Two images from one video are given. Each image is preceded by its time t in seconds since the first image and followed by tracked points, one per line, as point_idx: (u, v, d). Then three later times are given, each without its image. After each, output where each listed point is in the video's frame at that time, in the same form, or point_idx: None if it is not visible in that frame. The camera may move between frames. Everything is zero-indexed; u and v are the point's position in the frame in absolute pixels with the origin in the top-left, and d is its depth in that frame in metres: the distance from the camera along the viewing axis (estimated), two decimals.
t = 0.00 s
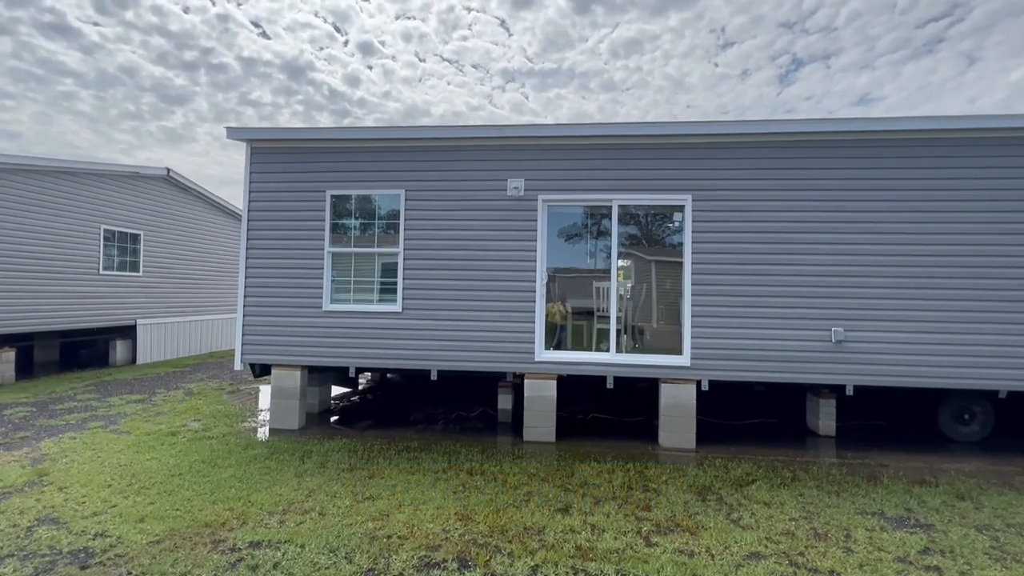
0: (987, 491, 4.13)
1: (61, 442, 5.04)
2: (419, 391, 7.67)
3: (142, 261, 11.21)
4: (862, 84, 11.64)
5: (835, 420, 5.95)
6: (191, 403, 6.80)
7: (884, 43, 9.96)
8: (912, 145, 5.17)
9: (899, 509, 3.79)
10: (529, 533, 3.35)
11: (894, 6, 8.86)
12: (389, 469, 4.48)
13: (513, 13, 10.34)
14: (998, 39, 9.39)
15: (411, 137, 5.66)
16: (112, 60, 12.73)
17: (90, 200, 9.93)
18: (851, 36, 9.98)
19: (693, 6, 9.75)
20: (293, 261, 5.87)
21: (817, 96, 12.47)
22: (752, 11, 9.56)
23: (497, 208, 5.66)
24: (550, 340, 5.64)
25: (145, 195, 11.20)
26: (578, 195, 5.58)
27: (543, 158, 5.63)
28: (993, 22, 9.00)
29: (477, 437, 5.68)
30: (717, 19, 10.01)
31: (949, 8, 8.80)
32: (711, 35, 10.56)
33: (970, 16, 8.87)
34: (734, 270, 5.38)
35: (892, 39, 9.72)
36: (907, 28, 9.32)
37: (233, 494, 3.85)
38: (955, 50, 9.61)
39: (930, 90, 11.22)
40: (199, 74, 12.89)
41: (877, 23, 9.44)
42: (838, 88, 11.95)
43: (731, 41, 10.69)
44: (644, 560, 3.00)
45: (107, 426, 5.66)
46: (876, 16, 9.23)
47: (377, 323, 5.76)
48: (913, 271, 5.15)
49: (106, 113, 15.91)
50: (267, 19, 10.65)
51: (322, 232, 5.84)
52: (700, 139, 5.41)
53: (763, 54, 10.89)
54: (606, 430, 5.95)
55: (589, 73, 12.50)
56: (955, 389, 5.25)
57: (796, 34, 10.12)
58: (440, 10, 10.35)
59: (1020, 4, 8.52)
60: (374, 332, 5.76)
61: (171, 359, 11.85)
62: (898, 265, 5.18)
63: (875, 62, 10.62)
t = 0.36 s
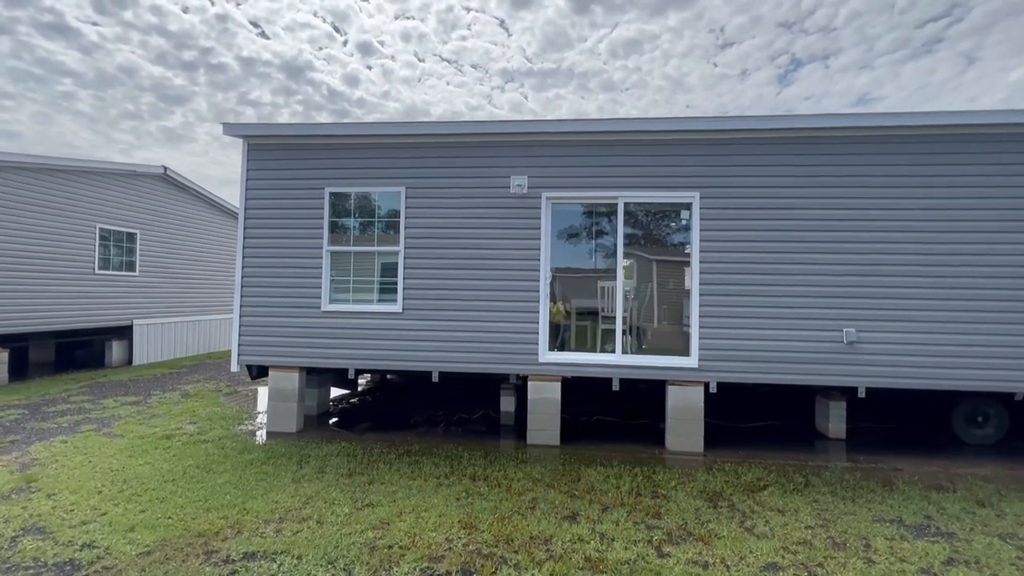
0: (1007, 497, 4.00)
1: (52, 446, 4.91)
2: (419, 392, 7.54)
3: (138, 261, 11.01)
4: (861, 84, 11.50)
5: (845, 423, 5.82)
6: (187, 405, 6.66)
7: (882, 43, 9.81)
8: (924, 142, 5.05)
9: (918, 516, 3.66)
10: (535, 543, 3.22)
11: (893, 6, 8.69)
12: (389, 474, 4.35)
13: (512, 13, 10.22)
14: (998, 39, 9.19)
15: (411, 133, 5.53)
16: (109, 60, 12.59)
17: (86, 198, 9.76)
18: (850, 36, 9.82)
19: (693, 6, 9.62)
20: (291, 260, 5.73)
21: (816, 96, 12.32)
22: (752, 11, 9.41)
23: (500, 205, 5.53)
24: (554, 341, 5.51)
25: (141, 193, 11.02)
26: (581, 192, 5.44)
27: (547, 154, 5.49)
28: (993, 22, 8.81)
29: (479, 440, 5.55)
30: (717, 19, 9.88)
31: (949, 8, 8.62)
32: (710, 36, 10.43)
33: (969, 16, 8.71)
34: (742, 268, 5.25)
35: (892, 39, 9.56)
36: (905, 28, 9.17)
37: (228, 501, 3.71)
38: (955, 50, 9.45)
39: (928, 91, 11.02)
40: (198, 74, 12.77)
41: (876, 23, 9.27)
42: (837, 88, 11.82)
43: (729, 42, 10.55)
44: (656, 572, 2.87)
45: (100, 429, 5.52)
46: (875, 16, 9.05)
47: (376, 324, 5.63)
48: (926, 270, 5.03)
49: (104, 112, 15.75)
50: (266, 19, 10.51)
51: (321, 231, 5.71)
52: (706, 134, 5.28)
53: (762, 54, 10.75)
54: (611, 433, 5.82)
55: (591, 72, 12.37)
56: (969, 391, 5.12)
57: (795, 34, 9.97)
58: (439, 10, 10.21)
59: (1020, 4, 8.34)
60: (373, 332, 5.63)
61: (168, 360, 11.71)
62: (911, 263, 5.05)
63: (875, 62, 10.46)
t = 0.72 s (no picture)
0: (1016, 501, 3.93)
1: (43, 448, 4.82)
2: (418, 393, 7.46)
3: (134, 259, 10.91)
4: (859, 84, 11.45)
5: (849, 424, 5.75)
6: (182, 406, 6.57)
7: (881, 43, 9.76)
8: (928, 140, 4.98)
9: (926, 520, 3.59)
10: (536, 548, 3.14)
11: (890, 7, 8.64)
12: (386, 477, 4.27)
13: (511, 12, 10.16)
14: (996, 39, 9.14)
15: (409, 130, 5.45)
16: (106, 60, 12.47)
17: (81, 197, 9.64)
18: (848, 36, 9.77)
19: (692, 6, 9.56)
20: (287, 259, 5.65)
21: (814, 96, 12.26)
22: (751, 10, 9.35)
23: (499, 204, 5.45)
24: (554, 341, 5.44)
25: (138, 191, 10.91)
26: (582, 190, 5.37)
27: (547, 152, 5.42)
28: (990, 22, 8.77)
29: (479, 442, 5.47)
30: (715, 19, 9.82)
31: (946, 9, 8.58)
32: (708, 36, 10.37)
33: (967, 16, 8.65)
34: (745, 268, 5.18)
35: (890, 39, 9.51)
36: (903, 28, 9.11)
37: (222, 506, 3.63)
38: (952, 50, 9.39)
39: (924, 91, 10.98)
40: (196, 74, 12.70)
41: (874, 23, 9.22)
42: (836, 88, 11.76)
43: (727, 42, 10.48)
44: None
45: (93, 431, 5.42)
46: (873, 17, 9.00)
47: (374, 324, 5.55)
48: (932, 269, 4.96)
49: (100, 111, 15.64)
50: (264, 19, 10.41)
51: (318, 229, 5.63)
52: (708, 133, 5.21)
53: (760, 54, 10.69)
54: (612, 435, 5.74)
55: (590, 72, 12.31)
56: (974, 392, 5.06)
57: (793, 35, 9.92)
58: (438, 10, 10.13)
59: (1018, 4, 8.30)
60: (371, 333, 5.55)
61: (165, 360, 11.62)
62: (916, 263, 4.98)
63: (873, 62, 10.41)
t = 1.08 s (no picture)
0: (1012, 501, 3.92)
1: (37, 449, 4.79)
2: (414, 393, 7.44)
3: (131, 259, 10.87)
4: (857, 83, 11.45)
5: (846, 424, 5.75)
6: (178, 406, 6.54)
7: (879, 43, 9.76)
8: (925, 139, 4.98)
9: (923, 520, 3.58)
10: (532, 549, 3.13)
11: (888, 7, 8.63)
12: (381, 477, 4.26)
13: (509, 13, 10.17)
14: (994, 40, 9.14)
15: (405, 129, 5.43)
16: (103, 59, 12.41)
17: (76, 196, 9.58)
18: (846, 36, 9.76)
19: (690, 6, 9.55)
20: (283, 258, 5.63)
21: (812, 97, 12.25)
22: (749, 12, 9.31)
23: (496, 203, 5.44)
24: (551, 340, 5.43)
25: (135, 191, 10.87)
26: (579, 190, 5.36)
27: (544, 151, 5.41)
28: (988, 22, 8.77)
29: (475, 442, 5.45)
30: (713, 19, 9.80)
31: (943, 9, 8.57)
32: (707, 36, 10.37)
33: (964, 17, 8.66)
34: (742, 267, 5.17)
35: (887, 39, 9.51)
36: (901, 29, 9.11)
37: (216, 506, 3.61)
38: (950, 50, 9.38)
39: (923, 91, 10.96)
40: (194, 74, 12.68)
41: (872, 24, 9.22)
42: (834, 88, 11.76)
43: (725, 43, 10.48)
44: None
45: (87, 432, 5.39)
46: (871, 17, 9.00)
47: (370, 324, 5.53)
48: (928, 268, 4.96)
49: (97, 111, 15.60)
50: (262, 19, 10.37)
51: (314, 228, 5.60)
52: (705, 132, 5.20)
53: (758, 55, 10.68)
54: (608, 435, 5.72)
55: (588, 72, 12.31)
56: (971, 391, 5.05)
57: (791, 36, 9.91)
58: (436, 10, 10.11)
59: (1015, 4, 8.29)
60: (367, 332, 5.53)
61: (161, 360, 11.58)
62: (913, 262, 4.98)
63: (871, 62, 10.42)
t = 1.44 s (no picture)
0: (1010, 500, 3.91)
1: (30, 449, 4.76)
2: (411, 393, 7.43)
3: (128, 259, 10.83)
4: (855, 84, 11.44)
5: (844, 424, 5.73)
6: (173, 407, 6.51)
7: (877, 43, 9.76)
8: (923, 138, 4.97)
9: (920, 520, 3.57)
10: (527, 549, 3.11)
11: (886, 7, 8.62)
12: (377, 477, 4.24)
13: (508, 13, 10.15)
14: (991, 40, 9.13)
15: (402, 128, 5.41)
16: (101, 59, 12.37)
17: (73, 196, 9.54)
18: (844, 37, 9.76)
19: (688, 6, 9.53)
20: (279, 258, 5.60)
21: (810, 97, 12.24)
22: (748, 12, 9.29)
23: (493, 202, 5.42)
24: (548, 340, 5.41)
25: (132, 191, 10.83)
26: (576, 189, 5.34)
27: (541, 150, 5.39)
28: (986, 23, 8.76)
29: (473, 442, 5.43)
30: (712, 19, 9.79)
31: (941, 10, 8.56)
32: (705, 37, 10.36)
33: (962, 18, 8.64)
34: (739, 266, 5.16)
35: (885, 39, 9.50)
36: (899, 29, 9.11)
37: (209, 507, 3.59)
38: (948, 51, 9.37)
39: (921, 92, 10.95)
40: (193, 74, 12.66)
41: (870, 24, 9.22)
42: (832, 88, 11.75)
43: (724, 43, 10.47)
44: None
45: (81, 432, 5.36)
46: (869, 18, 8.99)
47: (366, 323, 5.50)
48: (925, 268, 4.95)
49: (95, 110, 15.57)
50: (261, 19, 10.33)
51: (310, 228, 5.58)
52: (703, 131, 5.18)
53: (757, 55, 10.67)
54: (606, 435, 5.70)
55: (587, 73, 12.30)
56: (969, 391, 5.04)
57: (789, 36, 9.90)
58: (435, 10, 10.09)
59: (1013, 5, 8.28)
60: (364, 332, 5.50)
61: (158, 360, 11.54)
62: (910, 261, 4.97)
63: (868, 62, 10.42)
